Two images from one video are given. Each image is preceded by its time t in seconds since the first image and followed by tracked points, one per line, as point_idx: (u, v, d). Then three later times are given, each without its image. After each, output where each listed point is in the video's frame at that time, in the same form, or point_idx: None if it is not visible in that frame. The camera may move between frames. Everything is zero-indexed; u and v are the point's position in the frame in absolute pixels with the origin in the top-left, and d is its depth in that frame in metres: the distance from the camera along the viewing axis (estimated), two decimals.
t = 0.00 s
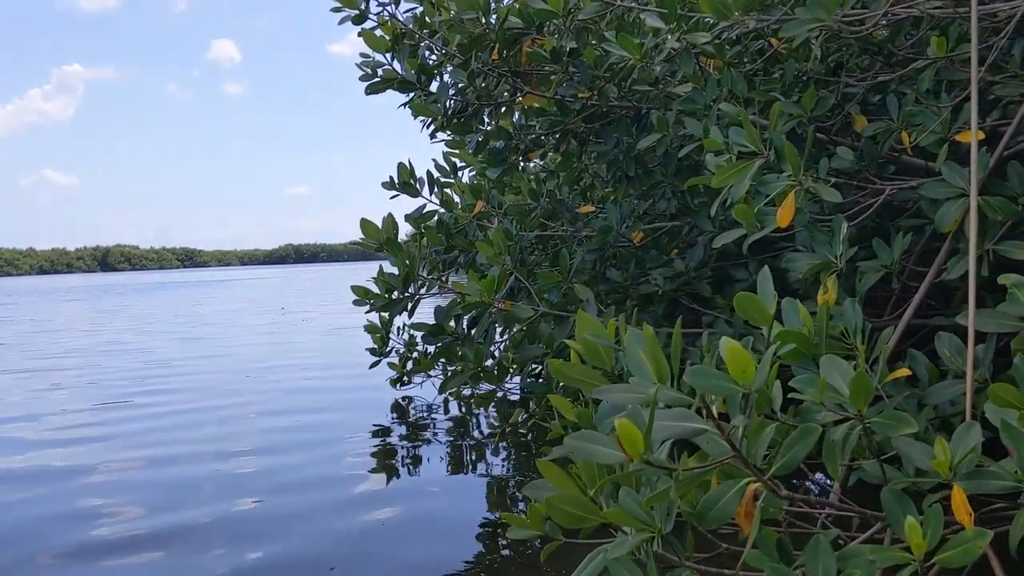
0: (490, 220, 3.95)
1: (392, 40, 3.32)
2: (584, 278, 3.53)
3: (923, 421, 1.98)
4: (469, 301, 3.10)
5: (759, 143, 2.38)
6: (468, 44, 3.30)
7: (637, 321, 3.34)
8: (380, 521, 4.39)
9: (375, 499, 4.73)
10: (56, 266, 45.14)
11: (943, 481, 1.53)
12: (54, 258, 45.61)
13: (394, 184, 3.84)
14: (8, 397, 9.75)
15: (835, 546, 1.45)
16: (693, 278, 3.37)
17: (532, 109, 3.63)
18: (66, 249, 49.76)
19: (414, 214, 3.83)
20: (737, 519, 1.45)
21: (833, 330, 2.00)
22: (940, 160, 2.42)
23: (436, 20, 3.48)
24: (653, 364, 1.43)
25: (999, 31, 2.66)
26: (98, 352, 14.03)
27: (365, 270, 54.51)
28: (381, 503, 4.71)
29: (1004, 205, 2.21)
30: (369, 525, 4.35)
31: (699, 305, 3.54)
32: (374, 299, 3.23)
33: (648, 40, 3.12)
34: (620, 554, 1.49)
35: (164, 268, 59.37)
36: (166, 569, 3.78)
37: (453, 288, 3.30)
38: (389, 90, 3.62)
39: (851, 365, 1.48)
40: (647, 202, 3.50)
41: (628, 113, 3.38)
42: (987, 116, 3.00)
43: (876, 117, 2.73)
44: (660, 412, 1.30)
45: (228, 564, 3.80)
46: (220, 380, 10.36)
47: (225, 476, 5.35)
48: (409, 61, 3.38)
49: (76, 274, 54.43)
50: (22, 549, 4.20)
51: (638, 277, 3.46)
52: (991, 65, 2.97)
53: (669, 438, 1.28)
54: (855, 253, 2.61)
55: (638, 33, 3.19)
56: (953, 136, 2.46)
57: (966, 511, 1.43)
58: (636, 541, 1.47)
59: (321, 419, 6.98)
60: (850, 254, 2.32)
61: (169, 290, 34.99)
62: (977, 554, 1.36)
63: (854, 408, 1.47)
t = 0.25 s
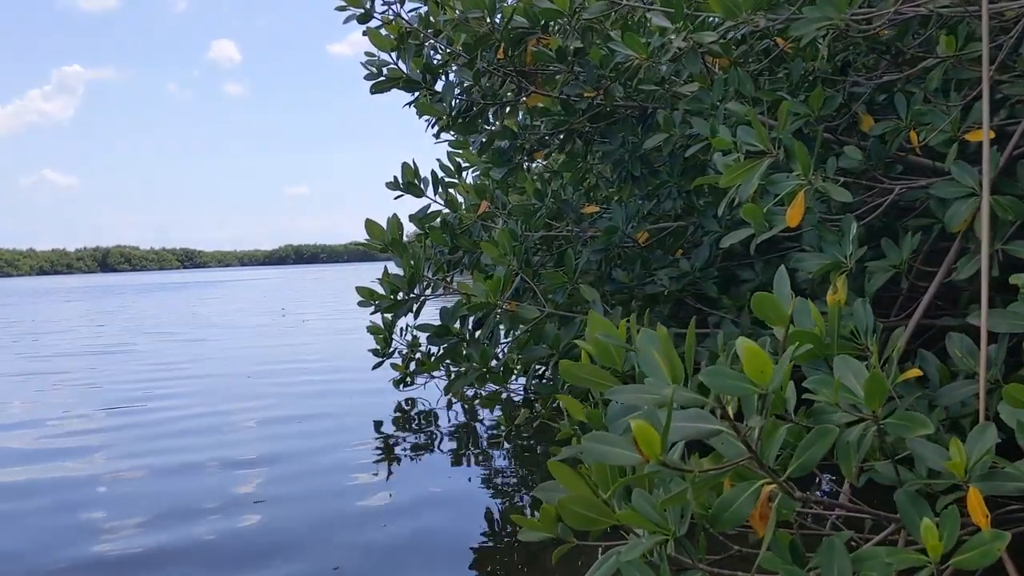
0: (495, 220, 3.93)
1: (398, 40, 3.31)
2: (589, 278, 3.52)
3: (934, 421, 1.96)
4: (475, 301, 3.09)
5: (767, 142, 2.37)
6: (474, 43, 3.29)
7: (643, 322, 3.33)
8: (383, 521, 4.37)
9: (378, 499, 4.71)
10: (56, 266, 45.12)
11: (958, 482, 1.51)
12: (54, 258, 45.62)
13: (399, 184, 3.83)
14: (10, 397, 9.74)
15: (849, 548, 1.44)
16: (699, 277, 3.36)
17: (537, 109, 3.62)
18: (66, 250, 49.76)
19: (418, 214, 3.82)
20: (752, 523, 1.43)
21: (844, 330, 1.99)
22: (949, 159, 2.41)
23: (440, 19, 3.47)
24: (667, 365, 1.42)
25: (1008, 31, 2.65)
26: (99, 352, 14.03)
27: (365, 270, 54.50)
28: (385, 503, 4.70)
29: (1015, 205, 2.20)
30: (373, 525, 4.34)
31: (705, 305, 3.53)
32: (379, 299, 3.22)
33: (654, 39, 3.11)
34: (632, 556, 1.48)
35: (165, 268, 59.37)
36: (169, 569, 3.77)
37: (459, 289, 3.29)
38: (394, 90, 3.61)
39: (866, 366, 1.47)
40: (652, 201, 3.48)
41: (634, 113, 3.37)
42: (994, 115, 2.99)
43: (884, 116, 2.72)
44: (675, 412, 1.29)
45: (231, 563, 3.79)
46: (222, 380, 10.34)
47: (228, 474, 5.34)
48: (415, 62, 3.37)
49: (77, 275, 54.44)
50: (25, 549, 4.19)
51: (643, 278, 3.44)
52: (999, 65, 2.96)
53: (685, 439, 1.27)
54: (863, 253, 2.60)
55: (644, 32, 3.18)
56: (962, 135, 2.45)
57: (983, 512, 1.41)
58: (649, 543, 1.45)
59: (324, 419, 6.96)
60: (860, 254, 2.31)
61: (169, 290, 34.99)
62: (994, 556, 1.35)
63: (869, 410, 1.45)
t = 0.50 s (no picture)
0: (502, 221, 3.92)
1: (405, 41, 3.30)
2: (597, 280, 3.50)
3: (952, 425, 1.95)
4: (483, 304, 3.08)
5: (778, 143, 2.34)
6: (482, 44, 3.28)
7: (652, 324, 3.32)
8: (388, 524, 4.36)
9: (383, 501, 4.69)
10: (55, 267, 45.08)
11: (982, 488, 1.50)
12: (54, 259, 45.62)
13: (405, 185, 3.83)
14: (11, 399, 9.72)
15: (873, 555, 1.43)
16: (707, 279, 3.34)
17: (545, 110, 3.60)
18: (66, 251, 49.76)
19: (425, 216, 3.81)
20: (775, 531, 1.41)
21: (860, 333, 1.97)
22: (963, 160, 2.40)
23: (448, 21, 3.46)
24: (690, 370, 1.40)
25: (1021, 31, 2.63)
26: (100, 354, 14.00)
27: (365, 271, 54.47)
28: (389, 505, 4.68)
29: None
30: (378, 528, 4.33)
31: (713, 307, 3.51)
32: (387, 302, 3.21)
33: (663, 41, 3.10)
34: (652, 563, 1.46)
35: (165, 269, 59.36)
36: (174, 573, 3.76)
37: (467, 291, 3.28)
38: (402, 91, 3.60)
39: (889, 371, 1.45)
40: (660, 203, 3.47)
41: (642, 114, 3.36)
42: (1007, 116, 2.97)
43: (897, 117, 2.71)
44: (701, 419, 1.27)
45: (237, 566, 3.77)
46: (223, 381, 10.32)
47: (232, 476, 5.32)
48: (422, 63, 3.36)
49: (77, 276, 54.45)
50: (29, 552, 4.17)
51: (651, 280, 3.42)
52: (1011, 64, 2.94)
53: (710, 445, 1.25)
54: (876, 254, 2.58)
55: (652, 33, 3.16)
56: (976, 136, 2.43)
57: (1008, 518, 1.40)
58: (669, 550, 1.44)
59: (326, 421, 6.95)
60: (874, 256, 2.30)
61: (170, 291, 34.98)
62: (1021, 563, 1.34)
63: (893, 415, 1.44)
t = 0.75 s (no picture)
0: (507, 223, 3.91)
1: (412, 43, 3.29)
2: (603, 283, 3.49)
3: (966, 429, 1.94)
4: (491, 307, 3.06)
5: (789, 145, 2.32)
6: (489, 46, 3.27)
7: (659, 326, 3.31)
8: (392, 526, 4.34)
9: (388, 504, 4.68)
10: (54, 269, 45.04)
11: (1000, 494, 1.49)
12: (54, 262, 45.60)
13: (411, 188, 3.82)
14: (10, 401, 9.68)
15: (891, 560, 1.42)
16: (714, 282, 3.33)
17: (551, 114, 3.59)
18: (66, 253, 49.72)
19: (430, 218, 3.80)
20: (793, 539, 1.41)
21: (874, 336, 1.96)
22: (975, 164, 2.39)
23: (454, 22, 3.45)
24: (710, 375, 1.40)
25: None
26: (99, 356, 13.97)
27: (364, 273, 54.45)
28: (393, 508, 4.66)
29: None
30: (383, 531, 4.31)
31: (720, 310, 3.50)
32: (393, 305, 3.20)
33: (672, 43, 3.08)
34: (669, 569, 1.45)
35: (163, 271, 59.33)
36: None
37: (474, 294, 3.26)
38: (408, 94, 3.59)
39: (907, 376, 1.44)
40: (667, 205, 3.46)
41: (649, 116, 3.35)
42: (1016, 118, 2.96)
43: (906, 120, 2.70)
44: (722, 423, 1.26)
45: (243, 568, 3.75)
46: (223, 383, 10.30)
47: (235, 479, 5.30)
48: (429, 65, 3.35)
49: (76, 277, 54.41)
50: (33, 555, 4.15)
51: (658, 282, 3.41)
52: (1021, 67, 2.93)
53: (731, 451, 1.25)
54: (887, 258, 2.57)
55: (660, 35, 3.15)
56: (989, 139, 2.42)
57: None
58: (687, 555, 1.43)
59: (327, 422, 6.93)
60: (887, 259, 2.29)
61: (169, 293, 34.96)
62: None
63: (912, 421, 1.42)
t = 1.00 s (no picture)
0: (510, 228, 3.90)
1: (417, 48, 3.29)
2: (608, 288, 3.48)
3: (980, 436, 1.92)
4: (496, 311, 3.05)
5: (799, 150, 2.33)
6: (494, 50, 3.27)
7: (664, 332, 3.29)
8: (394, 530, 4.32)
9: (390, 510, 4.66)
10: (52, 275, 44.98)
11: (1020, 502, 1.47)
12: (52, 267, 45.55)
13: (415, 193, 3.81)
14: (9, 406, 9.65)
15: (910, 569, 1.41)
16: (720, 288, 3.32)
17: (556, 119, 3.58)
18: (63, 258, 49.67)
19: (434, 223, 3.79)
20: (811, 547, 1.39)
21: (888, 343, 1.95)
22: (984, 168, 2.38)
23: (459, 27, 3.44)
24: (726, 382, 1.38)
25: None
26: (98, 361, 13.94)
27: (362, 278, 54.40)
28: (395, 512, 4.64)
29: None
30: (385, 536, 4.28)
31: (725, 315, 3.49)
32: (397, 309, 3.19)
33: (678, 47, 3.08)
34: None
35: (161, 276, 59.29)
36: None
37: (479, 298, 3.25)
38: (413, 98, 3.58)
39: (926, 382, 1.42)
40: (672, 210, 3.45)
41: (654, 121, 3.34)
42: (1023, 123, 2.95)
43: (914, 125, 2.69)
44: (740, 430, 1.25)
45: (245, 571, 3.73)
46: (223, 388, 10.27)
47: (236, 483, 5.28)
48: (433, 69, 3.34)
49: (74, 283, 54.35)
50: (34, 559, 4.13)
51: (663, 288, 3.40)
52: None
53: (750, 459, 1.24)
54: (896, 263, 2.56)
55: (666, 39, 3.14)
56: (998, 144, 2.41)
57: None
58: (703, 564, 1.41)
59: (328, 428, 6.90)
60: (897, 264, 2.27)
61: (167, 298, 34.93)
62: None
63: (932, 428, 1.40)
